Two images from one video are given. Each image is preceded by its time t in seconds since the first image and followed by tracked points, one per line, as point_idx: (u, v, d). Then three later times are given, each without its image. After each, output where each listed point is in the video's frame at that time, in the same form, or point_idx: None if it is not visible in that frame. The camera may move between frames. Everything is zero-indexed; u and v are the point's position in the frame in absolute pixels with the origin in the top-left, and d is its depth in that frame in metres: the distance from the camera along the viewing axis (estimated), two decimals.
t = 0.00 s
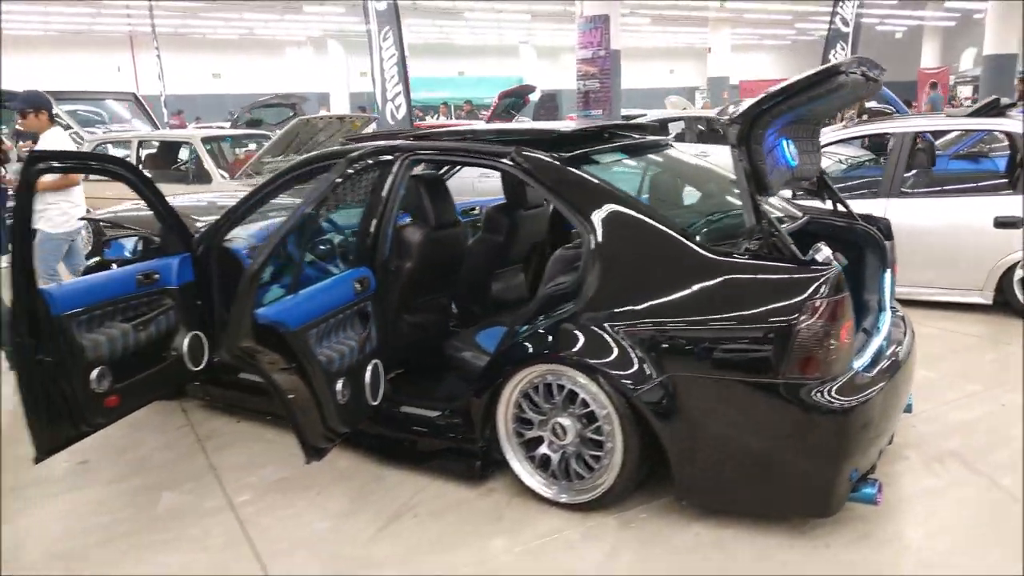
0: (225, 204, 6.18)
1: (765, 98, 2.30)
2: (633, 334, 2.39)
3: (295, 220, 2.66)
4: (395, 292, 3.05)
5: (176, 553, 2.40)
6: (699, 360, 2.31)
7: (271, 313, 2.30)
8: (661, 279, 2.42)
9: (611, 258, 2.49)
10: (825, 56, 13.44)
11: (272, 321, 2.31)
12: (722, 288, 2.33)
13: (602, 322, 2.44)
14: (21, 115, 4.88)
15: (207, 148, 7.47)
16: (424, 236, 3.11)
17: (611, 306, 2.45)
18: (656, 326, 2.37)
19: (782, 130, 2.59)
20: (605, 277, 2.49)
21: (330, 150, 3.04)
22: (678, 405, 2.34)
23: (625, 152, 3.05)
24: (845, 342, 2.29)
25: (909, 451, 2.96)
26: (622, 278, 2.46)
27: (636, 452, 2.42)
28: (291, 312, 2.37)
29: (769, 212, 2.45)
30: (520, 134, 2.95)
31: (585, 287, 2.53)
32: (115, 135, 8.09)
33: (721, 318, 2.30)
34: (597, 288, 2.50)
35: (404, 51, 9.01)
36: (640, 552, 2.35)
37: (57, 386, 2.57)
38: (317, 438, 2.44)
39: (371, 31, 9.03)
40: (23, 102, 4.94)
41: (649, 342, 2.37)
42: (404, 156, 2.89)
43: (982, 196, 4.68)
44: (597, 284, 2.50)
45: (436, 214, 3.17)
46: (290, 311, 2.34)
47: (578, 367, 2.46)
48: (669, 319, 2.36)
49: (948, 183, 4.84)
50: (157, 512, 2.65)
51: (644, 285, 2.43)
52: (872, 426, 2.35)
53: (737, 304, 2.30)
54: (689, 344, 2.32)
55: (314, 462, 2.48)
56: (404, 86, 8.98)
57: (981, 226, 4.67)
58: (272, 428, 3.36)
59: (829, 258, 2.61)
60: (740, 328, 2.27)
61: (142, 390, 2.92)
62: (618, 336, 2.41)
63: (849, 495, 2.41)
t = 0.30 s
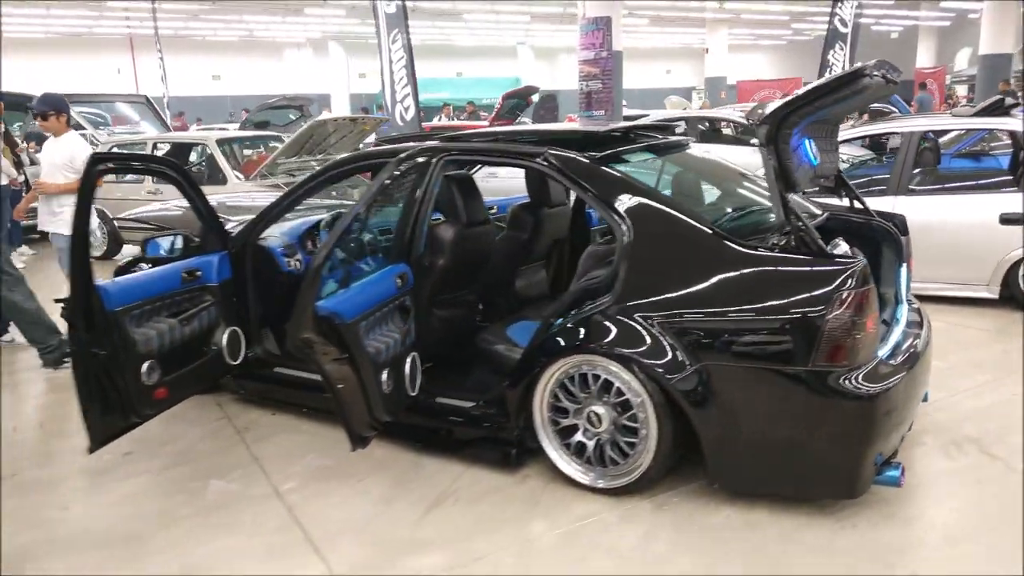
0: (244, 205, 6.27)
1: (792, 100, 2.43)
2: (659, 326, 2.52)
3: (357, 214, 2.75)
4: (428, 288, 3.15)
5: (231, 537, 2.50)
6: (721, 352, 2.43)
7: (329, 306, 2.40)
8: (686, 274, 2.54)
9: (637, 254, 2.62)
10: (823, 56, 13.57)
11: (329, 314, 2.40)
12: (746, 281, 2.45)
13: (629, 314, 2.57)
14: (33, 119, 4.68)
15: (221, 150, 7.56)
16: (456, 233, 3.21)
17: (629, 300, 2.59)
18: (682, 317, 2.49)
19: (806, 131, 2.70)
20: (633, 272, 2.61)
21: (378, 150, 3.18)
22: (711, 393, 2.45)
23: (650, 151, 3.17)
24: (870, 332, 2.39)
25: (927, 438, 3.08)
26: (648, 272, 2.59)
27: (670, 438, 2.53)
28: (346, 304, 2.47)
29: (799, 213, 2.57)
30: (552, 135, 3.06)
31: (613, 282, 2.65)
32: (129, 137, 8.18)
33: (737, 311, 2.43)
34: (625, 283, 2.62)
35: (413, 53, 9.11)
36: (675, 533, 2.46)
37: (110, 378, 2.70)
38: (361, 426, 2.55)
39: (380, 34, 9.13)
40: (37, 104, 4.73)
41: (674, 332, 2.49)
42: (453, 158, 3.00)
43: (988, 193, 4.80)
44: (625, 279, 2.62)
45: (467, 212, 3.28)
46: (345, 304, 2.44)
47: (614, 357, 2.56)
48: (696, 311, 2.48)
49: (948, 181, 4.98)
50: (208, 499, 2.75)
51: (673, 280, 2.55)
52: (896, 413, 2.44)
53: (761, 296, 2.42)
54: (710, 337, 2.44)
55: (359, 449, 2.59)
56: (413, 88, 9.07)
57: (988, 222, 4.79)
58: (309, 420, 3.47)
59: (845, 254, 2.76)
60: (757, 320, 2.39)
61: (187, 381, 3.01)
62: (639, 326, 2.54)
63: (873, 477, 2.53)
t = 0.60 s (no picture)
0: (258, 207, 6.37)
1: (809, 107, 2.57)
2: (680, 320, 2.64)
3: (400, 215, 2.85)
4: (454, 287, 3.27)
5: (275, 525, 2.61)
6: (742, 347, 2.55)
7: (373, 302, 2.50)
8: (705, 270, 2.66)
9: (658, 253, 2.74)
10: (819, 59, 13.74)
11: (376, 309, 2.51)
12: (764, 276, 2.58)
13: (651, 309, 2.69)
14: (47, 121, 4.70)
15: (231, 153, 7.65)
16: (481, 235, 3.31)
17: (650, 294, 2.72)
18: (703, 312, 2.61)
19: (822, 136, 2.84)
20: (656, 269, 2.73)
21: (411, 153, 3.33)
22: (734, 384, 2.57)
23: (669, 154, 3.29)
24: (886, 326, 2.51)
25: (936, 428, 3.21)
26: (668, 269, 2.72)
27: (695, 428, 2.64)
28: (390, 300, 2.57)
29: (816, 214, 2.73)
30: (576, 138, 3.18)
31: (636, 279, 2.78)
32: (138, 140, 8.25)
33: (757, 307, 2.55)
34: (647, 279, 2.75)
35: (418, 57, 9.23)
36: (701, 518, 2.58)
37: (154, 374, 2.79)
38: (397, 419, 2.66)
39: (386, 39, 9.25)
40: (53, 106, 4.73)
41: (694, 325, 2.62)
42: (485, 162, 3.11)
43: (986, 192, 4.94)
44: (650, 276, 2.75)
45: (491, 213, 3.40)
46: (388, 300, 2.55)
47: (640, 352, 2.67)
48: (716, 306, 2.60)
49: (946, 182, 5.12)
50: (248, 490, 2.86)
51: (695, 276, 2.67)
52: (910, 403, 2.56)
53: (780, 291, 2.54)
54: (728, 330, 2.57)
55: (394, 441, 2.71)
56: (418, 92, 9.18)
57: (987, 221, 4.94)
58: (337, 415, 3.58)
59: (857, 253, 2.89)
60: (777, 315, 2.51)
61: (223, 378, 3.10)
62: (655, 317, 2.68)
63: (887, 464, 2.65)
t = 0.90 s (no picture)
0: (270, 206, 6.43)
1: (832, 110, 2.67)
2: (704, 317, 2.71)
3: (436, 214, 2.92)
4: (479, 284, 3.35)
5: (312, 516, 2.68)
6: (764, 344, 2.63)
7: (413, 298, 2.57)
8: (729, 268, 2.74)
9: (682, 253, 2.82)
10: (818, 59, 13.85)
11: (415, 306, 2.57)
12: (786, 274, 2.65)
13: (675, 306, 2.77)
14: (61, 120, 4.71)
15: (241, 152, 7.72)
16: (504, 235, 3.47)
17: (674, 292, 2.79)
18: (726, 309, 2.69)
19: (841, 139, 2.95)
20: (680, 268, 2.81)
21: (438, 154, 3.43)
22: (757, 379, 2.65)
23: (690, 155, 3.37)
24: (905, 323, 2.59)
25: (948, 422, 3.30)
26: (692, 267, 2.80)
27: (719, 422, 2.72)
28: (427, 298, 2.64)
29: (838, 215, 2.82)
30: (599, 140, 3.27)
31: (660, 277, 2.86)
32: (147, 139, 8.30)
33: (781, 303, 2.62)
34: (671, 277, 2.83)
35: (424, 58, 9.30)
36: (727, 508, 2.66)
37: (191, 371, 2.86)
38: (429, 414, 2.74)
39: (392, 39, 9.32)
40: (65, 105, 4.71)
41: (717, 322, 2.69)
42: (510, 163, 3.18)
43: (991, 192, 5.03)
44: (674, 275, 2.82)
45: (514, 213, 3.48)
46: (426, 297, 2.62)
47: (665, 348, 2.75)
48: (739, 304, 2.68)
49: (947, 182, 5.22)
50: (281, 483, 2.92)
51: (719, 275, 2.75)
52: (929, 397, 2.64)
53: (803, 289, 2.62)
54: (750, 327, 2.65)
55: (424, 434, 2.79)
56: (424, 92, 9.25)
57: (992, 220, 5.03)
58: (362, 411, 3.64)
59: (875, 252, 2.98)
60: (800, 312, 2.59)
61: (255, 374, 3.18)
62: (679, 314, 2.75)
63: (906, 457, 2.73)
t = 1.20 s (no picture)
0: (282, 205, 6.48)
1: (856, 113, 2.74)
2: (731, 312, 2.76)
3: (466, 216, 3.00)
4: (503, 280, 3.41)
5: (347, 508, 2.72)
6: (791, 339, 2.68)
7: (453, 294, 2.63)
8: (755, 265, 2.79)
9: (708, 250, 2.87)
10: (817, 59, 13.92)
11: (453, 301, 2.63)
12: (812, 270, 2.70)
13: (702, 302, 2.82)
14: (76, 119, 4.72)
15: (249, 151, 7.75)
16: (528, 233, 3.48)
17: (700, 288, 2.84)
18: (752, 305, 2.74)
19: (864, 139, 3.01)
20: (706, 264, 2.86)
21: (461, 153, 3.47)
22: (784, 373, 2.70)
23: (710, 154, 3.44)
24: (930, 317, 2.65)
25: (967, 417, 3.35)
26: (718, 264, 2.85)
27: (746, 415, 2.77)
28: (464, 292, 2.69)
29: (863, 212, 2.86)
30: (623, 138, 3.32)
31: (686, 273, 2.91)
32: (154, 139, 8.32)
33: (807, 299, 2.67)
34: (697, 274, 2.88)
35: (430, 57, 9.32)
36: (755, 499, 2.71)
37: (224, 366, 2.91)
38: (460, 409, 2.79)
39: (399, 39, 9.34)
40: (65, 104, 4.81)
41: (743, 317, 2.74)
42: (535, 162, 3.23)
43: (996, 190, 5.11)
44: (700, 272, 2.87)
45: (537, 211, 3.53)
46: (465, 292, 2.68)
47: (692, 343, 2.80)
48: (766, 299, 2.73)
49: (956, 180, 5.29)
50: (313, 477, 2.96)
51: (745, 271, 2.80)
52: (952, 391, 2.69)
53: (830, 284, 2.66)
54: (775, 322, 2.70)
55: (455, 427, 2.84)
56: (431, 91, 9.28)
57: (999, 218, 5.10)
58: (386, 406, 3.69)
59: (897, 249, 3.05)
60: (826, 307, 2.64)
61: (284, 369, 3.23)
62: (706, 310, 2.80)
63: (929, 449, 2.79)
